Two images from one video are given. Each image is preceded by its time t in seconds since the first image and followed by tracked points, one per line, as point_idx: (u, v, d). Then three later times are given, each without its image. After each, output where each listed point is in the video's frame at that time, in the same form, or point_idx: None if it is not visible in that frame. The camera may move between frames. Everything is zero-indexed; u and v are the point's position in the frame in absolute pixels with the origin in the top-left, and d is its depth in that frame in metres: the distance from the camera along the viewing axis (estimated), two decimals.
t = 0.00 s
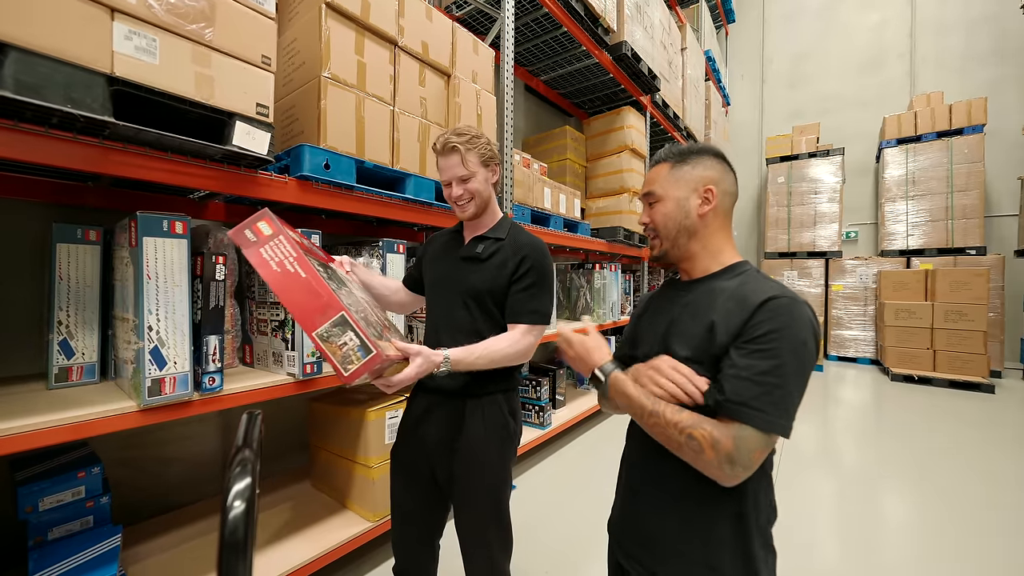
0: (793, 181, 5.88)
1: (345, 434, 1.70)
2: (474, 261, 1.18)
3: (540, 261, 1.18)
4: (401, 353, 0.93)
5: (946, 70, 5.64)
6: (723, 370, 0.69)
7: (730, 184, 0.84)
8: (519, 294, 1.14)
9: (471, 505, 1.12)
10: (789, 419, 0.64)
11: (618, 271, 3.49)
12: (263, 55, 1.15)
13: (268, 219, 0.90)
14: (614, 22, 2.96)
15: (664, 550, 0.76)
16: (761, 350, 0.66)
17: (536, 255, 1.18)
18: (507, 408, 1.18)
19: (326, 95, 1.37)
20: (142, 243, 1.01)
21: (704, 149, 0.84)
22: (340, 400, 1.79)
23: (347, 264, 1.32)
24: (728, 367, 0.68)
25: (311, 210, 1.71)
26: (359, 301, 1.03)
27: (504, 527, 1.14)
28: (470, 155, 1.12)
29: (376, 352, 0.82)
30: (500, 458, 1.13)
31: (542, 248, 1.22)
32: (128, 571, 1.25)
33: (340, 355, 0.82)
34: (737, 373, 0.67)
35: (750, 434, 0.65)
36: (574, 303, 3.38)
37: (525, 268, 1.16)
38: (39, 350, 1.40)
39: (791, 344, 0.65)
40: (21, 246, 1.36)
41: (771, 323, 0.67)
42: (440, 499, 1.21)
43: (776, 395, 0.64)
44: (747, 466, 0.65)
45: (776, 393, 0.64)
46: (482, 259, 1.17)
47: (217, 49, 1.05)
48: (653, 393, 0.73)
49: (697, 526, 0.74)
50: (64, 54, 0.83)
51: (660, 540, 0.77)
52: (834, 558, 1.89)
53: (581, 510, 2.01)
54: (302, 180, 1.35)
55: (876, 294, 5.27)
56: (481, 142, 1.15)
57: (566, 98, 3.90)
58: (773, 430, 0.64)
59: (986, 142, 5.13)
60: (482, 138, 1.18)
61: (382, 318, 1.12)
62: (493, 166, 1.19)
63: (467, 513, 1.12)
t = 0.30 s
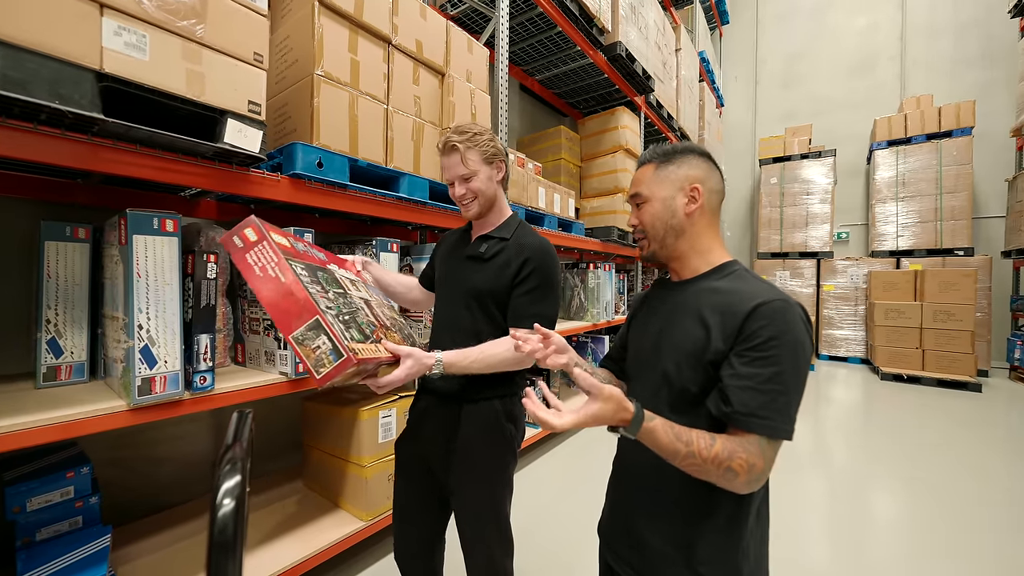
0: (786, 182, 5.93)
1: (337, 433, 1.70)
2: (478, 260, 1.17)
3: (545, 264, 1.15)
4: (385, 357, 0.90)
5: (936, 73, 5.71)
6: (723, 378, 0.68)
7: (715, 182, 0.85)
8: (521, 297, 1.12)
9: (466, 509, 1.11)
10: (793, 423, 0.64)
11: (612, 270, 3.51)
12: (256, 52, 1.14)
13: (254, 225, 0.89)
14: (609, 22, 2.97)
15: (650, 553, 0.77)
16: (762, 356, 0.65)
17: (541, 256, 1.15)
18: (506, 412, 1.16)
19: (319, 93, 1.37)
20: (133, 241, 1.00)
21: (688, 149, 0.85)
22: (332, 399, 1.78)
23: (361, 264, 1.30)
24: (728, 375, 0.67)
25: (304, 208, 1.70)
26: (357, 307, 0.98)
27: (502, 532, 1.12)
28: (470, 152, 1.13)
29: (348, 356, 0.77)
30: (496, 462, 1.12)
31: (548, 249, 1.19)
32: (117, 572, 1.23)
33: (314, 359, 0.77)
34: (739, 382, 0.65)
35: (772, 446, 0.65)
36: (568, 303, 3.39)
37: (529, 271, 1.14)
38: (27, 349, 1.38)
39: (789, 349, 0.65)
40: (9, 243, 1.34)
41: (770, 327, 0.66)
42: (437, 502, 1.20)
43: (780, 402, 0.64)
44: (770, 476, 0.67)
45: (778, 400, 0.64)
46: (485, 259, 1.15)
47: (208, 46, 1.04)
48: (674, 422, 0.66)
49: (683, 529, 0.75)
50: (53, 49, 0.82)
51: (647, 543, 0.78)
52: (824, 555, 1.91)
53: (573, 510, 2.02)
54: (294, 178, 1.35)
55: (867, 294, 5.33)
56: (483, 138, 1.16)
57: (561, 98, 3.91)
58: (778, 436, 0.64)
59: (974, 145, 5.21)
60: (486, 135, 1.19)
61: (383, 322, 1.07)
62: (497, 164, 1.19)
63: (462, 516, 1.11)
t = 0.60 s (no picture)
0: (780, 182, 5.96)
1: (332, 433, 1.69)
2: (477, 259, 1.17)
3: (546, 265, 1.15)
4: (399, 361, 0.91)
5: (928, 74, 5.77)
6: (715, 377, 0.68)
7: (708, 179, 0.85)
8: (523, 299, 1.12)
9: (461, 507, 1.10)
10: (783, 422, 0.64)
11: (607, 270, 3.52)
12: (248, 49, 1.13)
13: (258, 235, 0.87)
14: (604, 22, 2.98)
15: (643, 550, 0.77)
16: (753, 355, 0.65)
17: (541, 257, 1.15)
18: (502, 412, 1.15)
19: (312, 91, 1.36)
20: (123, 239, 0.99)
21: (681, 145, 0.85)
22: (327, 399, 1.78)
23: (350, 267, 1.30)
24: (720, 374, 0.67)
25: (298, 207, 1.70)
26: (359, 311, 0.99)
27: (497, 531, 1.12)
28: (459, 150, 1.14)
29: (365, 361, 0.78)
30: (492, 461, 1.11)
31: (549, 249, 1.19)
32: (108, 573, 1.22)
33: (328, 365, 0.78)
34: (730, 381, 0.66)
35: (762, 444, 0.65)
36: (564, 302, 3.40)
37: (531, 272, 1.13)
38: (15, 349, 1.36)
39: (781, 348, 0.65)
40: None
41: (761, 326, 0.67)
42: (431, 501, 1.20)
43: (770, 401, 0.64)
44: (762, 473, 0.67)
45: (769, 399, 0.64)
46: (484, 258, 1.15)
47: (199, 42, 1.04)
48: (659, 425, 0.67)
49: (674, 526, 0.75)
50: (42, 45, 0.81)
51: (639, 540, 0.78)
52: (818, 552, 1.92)
53: (570, 509, 2.02)
54: (288, 176, 1.34)
55: (860, 293, 5.38)
56: (473, 134, 1.16)
57: (556, 98, 3.91)
58: (767, 434, 0.64)
59: (965, 145, 5.26)
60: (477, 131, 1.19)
61: (382, 324, 1.09)
62: (491, 159, 1.18)
63: (458, 515, 1.11)
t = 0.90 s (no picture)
0: (774, 180, 5.99)
1: (325, 433, 1.68)
2: (470, 256, 1.16)
3: (544, 261, 1.15)
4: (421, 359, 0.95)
5: (919, 73, 5.82)
6: (706, 374, 0.67)
7: (700, 174, 0.85)
8: (521, 296, 1.12)
9: (455, 508, 1.10)
10: (774, 419, 0.64)
11: (602, 267, 3.52)
12: (236, 44, 1.12)
13: (262, 246, 0.83)
14: (597, 20, 2.97)
15: (635, 548, 0.77)
16: (744, 352, 0.65)
17: (538, 254, 1.14)
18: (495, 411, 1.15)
19: (303, 87, 1.34)
20: (108, 237, 0.97)
21: (673, 139, 0.85)
22: (319, 399, 1.76)
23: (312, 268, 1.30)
24: (711, 372, 0.67)
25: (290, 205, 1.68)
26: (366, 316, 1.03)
27: (491, 530, 1.12)
28: (441, 151, 1.15)
29: (403, 365, 0.87)
30: (486, 460, 1.11)
31: (545, 245, 1.19)
32: None
33: (367, 374, 0.85)
34: (722, 378, 0.65)
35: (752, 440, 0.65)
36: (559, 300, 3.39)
37: (530, 269, 1.13)
38: None
39: (771, 344, 0.65)
40: None
41: (753, 322, 0.66)
42: (425, 501, 1.19)
43: (761, 397, 0.64)
44: (753, 471, 0.67)
45: (760, 396, 0.64)
46: (480, 255, 1.14)
47: (185, 37, 1.02)
48: (649, 423, 0.67)
49: (666, 524, 0.75)
50: (22, 39, 0.79)
51: (632, 537, 0.78)
52: (812, 547, 1.94)
53: (565, 507, 2.03)
54: (278, 173, 1.32)
55: (852, 290, 5.42)
56: (457, 131, 1.15)
57: (551, 95, 3.90)
58: (757, 431, 0.64)
59: (955, 143, 5.32)
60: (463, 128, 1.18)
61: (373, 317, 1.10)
62: (476, 156, 1.16)
63: (451, 514, 1.10)
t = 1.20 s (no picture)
0: (768, 178, 6.01)
1: (320, 433, 1.67)
2: (466, 254, 1.14)
3: (541, 259, 1.15)
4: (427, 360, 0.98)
5: (911, 72, 5.86)
6: (704, 374, 0.67)
7: (696, 172, 0.85)
8: (520, 294, 1.12)
9: (452, 508, 1.09)
10: (772, 418, 0.64)
11: (598, 266, 3.52)
12: (226, 39, 1.10)
13: (262, 250, 0.85)
14: (593, 17, 2.96)
15: (633, 548, 0.77)
16: (741, 351, 0.65)
17: (535, 251, 1.14)
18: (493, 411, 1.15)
19: (295, 84, 1.33)
20: (97, 236, 0.96)
21: (669, 137, 0.85)
22: (314, 398, 1.75)
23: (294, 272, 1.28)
24: (709, 371, 0.67)
25: (283, 203, 1.66)
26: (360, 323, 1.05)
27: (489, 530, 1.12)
28: (432, 148, 1.13)
29: (418, 366, 0.90)
30: (485, 460, 1.11)
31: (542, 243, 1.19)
32: None
33: (384, 377, 0.88)
34: (720, 377, 0.65)
35: (751, 439, 0.65)
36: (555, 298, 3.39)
37: (528, 266, 1.13)
38: None
39: (769, 343, 0.65)
40: None
41: (750, 320, 0.66)
42: (422, 502, 1.18)
43: (759, 397, 0.64)
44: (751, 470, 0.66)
45: (758, 395, 0.64)
46: (476, 252, 1.13)
47: (174, 32, 1.00)
48: (647, 423, 0.66)
49: (665, 524, 0.75)
50: (7, 33, 0.78)
51: (630, 538, 0.77)
52: (805, 543, 1.95)
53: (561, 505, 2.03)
54: (271, 171, 1.31)
55: (846, 287, 5.46)
56: (450, 128, 1.14)
57: (546, 93, 3.89)
58: (755, 430, 0.64)
59: (946, 142, 5.36)
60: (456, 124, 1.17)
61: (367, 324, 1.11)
62: (468, 154, 1.15)
63: (449, 515, 1.10)
